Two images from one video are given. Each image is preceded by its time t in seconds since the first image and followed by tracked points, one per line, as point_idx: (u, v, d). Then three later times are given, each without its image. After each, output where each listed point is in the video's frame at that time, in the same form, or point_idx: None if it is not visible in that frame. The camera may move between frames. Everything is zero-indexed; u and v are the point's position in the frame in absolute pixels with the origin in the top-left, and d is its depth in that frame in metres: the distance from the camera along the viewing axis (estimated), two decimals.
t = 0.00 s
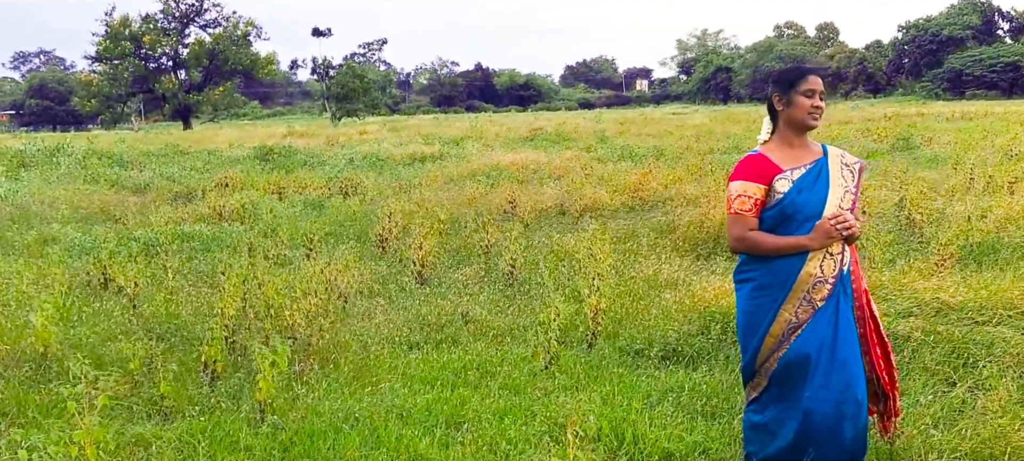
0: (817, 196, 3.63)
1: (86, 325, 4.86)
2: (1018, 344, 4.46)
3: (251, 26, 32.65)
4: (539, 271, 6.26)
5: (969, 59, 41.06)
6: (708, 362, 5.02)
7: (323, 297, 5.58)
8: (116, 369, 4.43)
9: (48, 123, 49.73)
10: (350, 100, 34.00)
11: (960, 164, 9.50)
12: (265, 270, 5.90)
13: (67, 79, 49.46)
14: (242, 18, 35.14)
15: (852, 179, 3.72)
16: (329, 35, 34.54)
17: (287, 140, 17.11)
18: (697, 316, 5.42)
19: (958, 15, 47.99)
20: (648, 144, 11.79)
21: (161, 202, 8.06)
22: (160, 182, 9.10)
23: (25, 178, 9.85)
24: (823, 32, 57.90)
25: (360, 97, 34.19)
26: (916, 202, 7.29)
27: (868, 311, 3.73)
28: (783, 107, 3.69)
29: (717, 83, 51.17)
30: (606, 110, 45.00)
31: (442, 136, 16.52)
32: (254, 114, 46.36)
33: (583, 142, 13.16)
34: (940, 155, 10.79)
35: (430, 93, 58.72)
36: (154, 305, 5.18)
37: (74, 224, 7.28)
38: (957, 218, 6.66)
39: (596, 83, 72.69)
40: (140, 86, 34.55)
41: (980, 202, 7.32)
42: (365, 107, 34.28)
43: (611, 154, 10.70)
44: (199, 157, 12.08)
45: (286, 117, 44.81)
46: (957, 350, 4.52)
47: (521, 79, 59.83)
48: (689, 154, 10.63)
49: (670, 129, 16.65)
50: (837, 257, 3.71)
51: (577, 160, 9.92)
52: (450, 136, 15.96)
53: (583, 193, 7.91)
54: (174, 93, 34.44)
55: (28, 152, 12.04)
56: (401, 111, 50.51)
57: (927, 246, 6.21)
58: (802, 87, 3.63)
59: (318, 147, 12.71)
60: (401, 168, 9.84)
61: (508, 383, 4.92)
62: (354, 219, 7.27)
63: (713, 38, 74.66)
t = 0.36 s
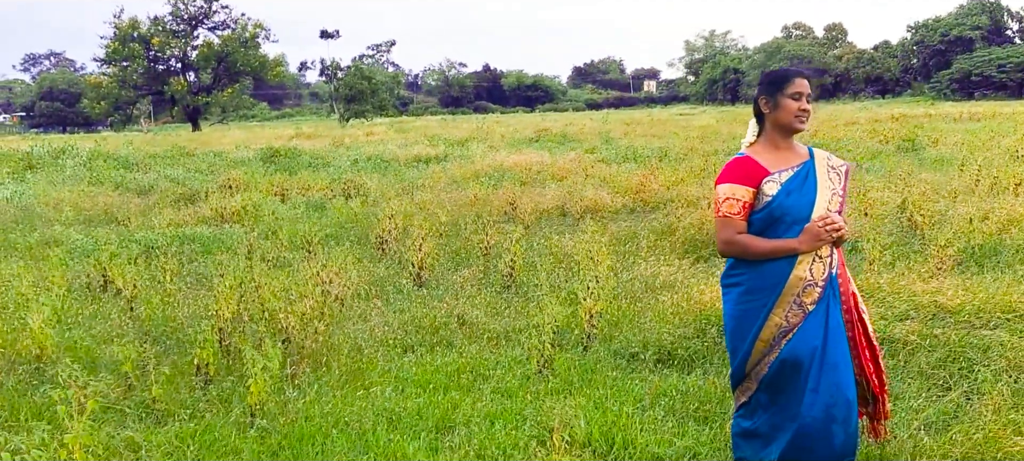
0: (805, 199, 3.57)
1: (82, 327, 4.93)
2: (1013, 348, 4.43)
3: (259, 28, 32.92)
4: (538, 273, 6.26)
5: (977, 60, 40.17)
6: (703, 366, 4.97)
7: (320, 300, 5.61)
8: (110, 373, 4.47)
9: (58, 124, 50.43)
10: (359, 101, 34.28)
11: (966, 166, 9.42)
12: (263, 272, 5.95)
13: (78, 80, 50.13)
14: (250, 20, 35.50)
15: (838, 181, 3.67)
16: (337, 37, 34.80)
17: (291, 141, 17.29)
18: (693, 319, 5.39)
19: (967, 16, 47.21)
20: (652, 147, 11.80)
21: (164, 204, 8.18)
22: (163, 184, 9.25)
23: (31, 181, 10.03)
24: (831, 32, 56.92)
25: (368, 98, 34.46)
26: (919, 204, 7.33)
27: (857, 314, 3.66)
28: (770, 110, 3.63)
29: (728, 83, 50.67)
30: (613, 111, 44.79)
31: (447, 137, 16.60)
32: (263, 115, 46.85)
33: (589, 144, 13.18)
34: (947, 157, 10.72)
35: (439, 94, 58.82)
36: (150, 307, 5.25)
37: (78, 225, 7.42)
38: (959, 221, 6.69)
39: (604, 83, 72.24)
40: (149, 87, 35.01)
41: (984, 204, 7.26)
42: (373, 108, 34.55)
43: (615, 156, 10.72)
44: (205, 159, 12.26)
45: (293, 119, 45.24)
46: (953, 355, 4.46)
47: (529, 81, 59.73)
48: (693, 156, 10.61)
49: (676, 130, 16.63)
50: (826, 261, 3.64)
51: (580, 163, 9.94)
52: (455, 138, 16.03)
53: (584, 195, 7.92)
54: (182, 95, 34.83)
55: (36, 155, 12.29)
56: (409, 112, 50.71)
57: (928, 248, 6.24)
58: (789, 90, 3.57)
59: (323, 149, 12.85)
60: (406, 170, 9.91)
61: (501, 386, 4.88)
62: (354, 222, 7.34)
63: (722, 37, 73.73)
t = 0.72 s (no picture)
0: (797, 203, 3.43)
1: (81, 333, 5.01)
2: (1011, 355, 4.37)
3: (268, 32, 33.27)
4: (538, 277, 6.27)
5: (986, 62, 39.10)
6: (698, 372, 4.91)
7: (317, 305, 5.63)
8: (105, 380, 4.52)
9: (71, 129, 51.16)
10: (369, 104, 34.55)
11: (974, 171, 9.38)
12: (263, 278, 6.02)
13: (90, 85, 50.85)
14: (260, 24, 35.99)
15: (828, 186, 3.56)
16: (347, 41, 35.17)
17: (299, 146, 17.50)
18: (690, 325, 5.34)
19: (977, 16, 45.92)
20: (658, 151, 11.82)
21: (171, 209, 8.35)
22: (170, 189, 9.44)
23: (41, 187, 10.25)
24: (843, 35, 55.72)
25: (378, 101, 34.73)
26: (925, 208, 7.41)
27: (848, 319, 3.55)
28: (759, 113, 3.51)
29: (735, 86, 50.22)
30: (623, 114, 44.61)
31: (454, 140, 16.71)
32: (275, 119, 47.42)
33: (596, 148, 13.23)
34: (956, 160, 10.68)
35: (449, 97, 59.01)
36: (149, 313, 5.32)
37: (86, 230, 7.58)
38: (962, 226, 6.75)
39: (615, 87, 71.96)
40: (161, 91, 35.52)
41: (989, 210, 7.27)
42: (384, 112, 34.82)
43: (621, 160, 10.76)
44: (213, 165, 12.48)
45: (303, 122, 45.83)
46: (951, 361, 4.40)
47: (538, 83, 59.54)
48: (700, 160, 10.60)
49: (684, 134, 16.63)
50: (817, 267, 3.51)
51: (585, 168, 9.99)
52: (462, 141, 16.14)
53: (587, 200, 7.98)
54: (193, 99, 35.34)
55: (44, 160, 12.57)
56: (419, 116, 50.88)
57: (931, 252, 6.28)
58: (779, 93, 3.46)
59: (331, 154, 13.01)
60: (412, 175, 10.03)
61: (495, 393, 4.85)
62: (358, 226, 7.45)
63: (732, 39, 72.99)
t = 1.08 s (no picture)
0: (786, 208, 3.32)
1: (77, 339, 5.04)
2: (1016, 362, 4.33)
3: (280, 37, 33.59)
4: (540, 281, 6.25)
5: (1001, 66, 38.49)
6: (698, 378, 4.80)
7: (314, 312, 5.61)
8: (98, 387, 4.54)
9: (84, 134, 51.78)
10: (381, 109, 34.78)
11: (986, 174, 9.34)
12: (263, 283, 6.04)
13: (103, 91, 51.52)
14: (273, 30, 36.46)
15: (817, 190, 3.45)
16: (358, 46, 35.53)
17: (307, 150, 17.62)
18: (689, 331, 5.25)
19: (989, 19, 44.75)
20: (665, 155, 11.79)
21: (178, 213, 8.46)
22: (176, 193, 9.57)
23: (50, 192, 10.39)
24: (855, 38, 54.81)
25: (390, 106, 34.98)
26: (933, 211, 7.40)
27: (841, 324, 3.46)
28: (746, 117, 3.41)
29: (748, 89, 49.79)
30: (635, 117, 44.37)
31: (461, 144, 16.75)
32: (288, 124, 47.95)
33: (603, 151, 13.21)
34: (966, 164, 10.65)
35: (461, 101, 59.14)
36: (146, 319, 5.35)
37: (92, 235, 7.68)
38: (971, 231, 6.70)
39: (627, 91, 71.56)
40: (174, 97, 35.97)
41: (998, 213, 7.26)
42: (395, 117, 35.04)
43: (629, 165, 10.74)
44: (222, 169, 12.62)
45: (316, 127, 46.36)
46: (954, 368, 4.37)
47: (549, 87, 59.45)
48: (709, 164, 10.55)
49: (694, 137, 16.55)
50: (809, 273, 3.42)
51: (592, 172, 9.99)
52: (469, 145, 16.19)
53: (593, 204, 7.99)
54: (206, 104, 35.80)
55: (53, 165, 12.79)
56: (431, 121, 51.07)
57: (938, 256, 6.34)
58: (766, 97, 3.36)
59: (339, 158, 13.11)
60: (419, 179, 10.10)
61: (490, 400, 4.73)
62: (364, 230, 7.52)
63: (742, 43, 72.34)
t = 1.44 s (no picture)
0: (777, 211, 3.22)
1: (75, 345, 5.09)
2: (1016, 367, 4.25)
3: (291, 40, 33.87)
4: (540, 285, 6.22)
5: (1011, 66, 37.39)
6: (695, 383, 4.72)
7: (312, 316, 5.61)
8: (94, 392, 4.56)
9: (96, 138, 52.29)
10: (391, 111, 34.90)
11: (994, 176, 9.25)
12: (263, 287, 6.08)
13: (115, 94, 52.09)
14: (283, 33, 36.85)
15: (806, 193, 3.36)
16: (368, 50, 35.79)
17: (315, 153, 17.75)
18: (687, 336, 5.19)
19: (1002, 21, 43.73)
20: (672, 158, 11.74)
21: (183, 217, 8.56)
22: (182, 197, 9.70)
23: (59, 196, 10.54)
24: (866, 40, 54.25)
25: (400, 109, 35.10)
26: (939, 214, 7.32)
27: (832, 326, 3.35)
28: (737, 119, 3.32)
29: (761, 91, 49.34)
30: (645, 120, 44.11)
31: (469, 147, 16.79)
32: (299, 128, 48.33)
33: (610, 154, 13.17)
34: (973, 165, 10.56)
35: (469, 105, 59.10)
36: (145, 325, 5.40)
37: (97, 239, 7.78)
38: (975, 233, 6.61)
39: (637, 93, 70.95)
40: (185, 100, 36.32)
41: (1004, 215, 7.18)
42: (405, 120, 35.14)
43: (636, 168, 10.70)
44: (230, 173, 12.76)
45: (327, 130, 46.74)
46: (953, 373, 4.30)
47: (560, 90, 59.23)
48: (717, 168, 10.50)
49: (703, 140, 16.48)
50: (800, 275, 3.31)
51: (599, 175, 9.97)
52: (476, 148, 16.22)
53: (596, 207, 7.99)
54: (218, 107, 36.14)
55: (61, 169, 12.99)
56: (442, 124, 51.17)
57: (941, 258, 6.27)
58: (757, 99, 3.28)
59: (347, 161, 13.19)
60: (424, 183, 10.16)
61: (484, 405, 4.64)
62: (367, 233, 7.57)
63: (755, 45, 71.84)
